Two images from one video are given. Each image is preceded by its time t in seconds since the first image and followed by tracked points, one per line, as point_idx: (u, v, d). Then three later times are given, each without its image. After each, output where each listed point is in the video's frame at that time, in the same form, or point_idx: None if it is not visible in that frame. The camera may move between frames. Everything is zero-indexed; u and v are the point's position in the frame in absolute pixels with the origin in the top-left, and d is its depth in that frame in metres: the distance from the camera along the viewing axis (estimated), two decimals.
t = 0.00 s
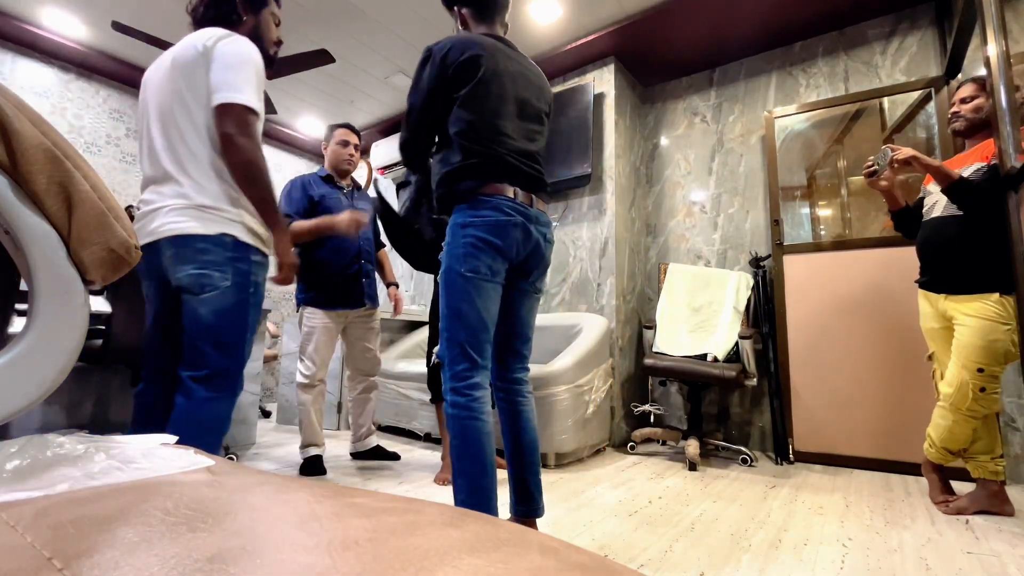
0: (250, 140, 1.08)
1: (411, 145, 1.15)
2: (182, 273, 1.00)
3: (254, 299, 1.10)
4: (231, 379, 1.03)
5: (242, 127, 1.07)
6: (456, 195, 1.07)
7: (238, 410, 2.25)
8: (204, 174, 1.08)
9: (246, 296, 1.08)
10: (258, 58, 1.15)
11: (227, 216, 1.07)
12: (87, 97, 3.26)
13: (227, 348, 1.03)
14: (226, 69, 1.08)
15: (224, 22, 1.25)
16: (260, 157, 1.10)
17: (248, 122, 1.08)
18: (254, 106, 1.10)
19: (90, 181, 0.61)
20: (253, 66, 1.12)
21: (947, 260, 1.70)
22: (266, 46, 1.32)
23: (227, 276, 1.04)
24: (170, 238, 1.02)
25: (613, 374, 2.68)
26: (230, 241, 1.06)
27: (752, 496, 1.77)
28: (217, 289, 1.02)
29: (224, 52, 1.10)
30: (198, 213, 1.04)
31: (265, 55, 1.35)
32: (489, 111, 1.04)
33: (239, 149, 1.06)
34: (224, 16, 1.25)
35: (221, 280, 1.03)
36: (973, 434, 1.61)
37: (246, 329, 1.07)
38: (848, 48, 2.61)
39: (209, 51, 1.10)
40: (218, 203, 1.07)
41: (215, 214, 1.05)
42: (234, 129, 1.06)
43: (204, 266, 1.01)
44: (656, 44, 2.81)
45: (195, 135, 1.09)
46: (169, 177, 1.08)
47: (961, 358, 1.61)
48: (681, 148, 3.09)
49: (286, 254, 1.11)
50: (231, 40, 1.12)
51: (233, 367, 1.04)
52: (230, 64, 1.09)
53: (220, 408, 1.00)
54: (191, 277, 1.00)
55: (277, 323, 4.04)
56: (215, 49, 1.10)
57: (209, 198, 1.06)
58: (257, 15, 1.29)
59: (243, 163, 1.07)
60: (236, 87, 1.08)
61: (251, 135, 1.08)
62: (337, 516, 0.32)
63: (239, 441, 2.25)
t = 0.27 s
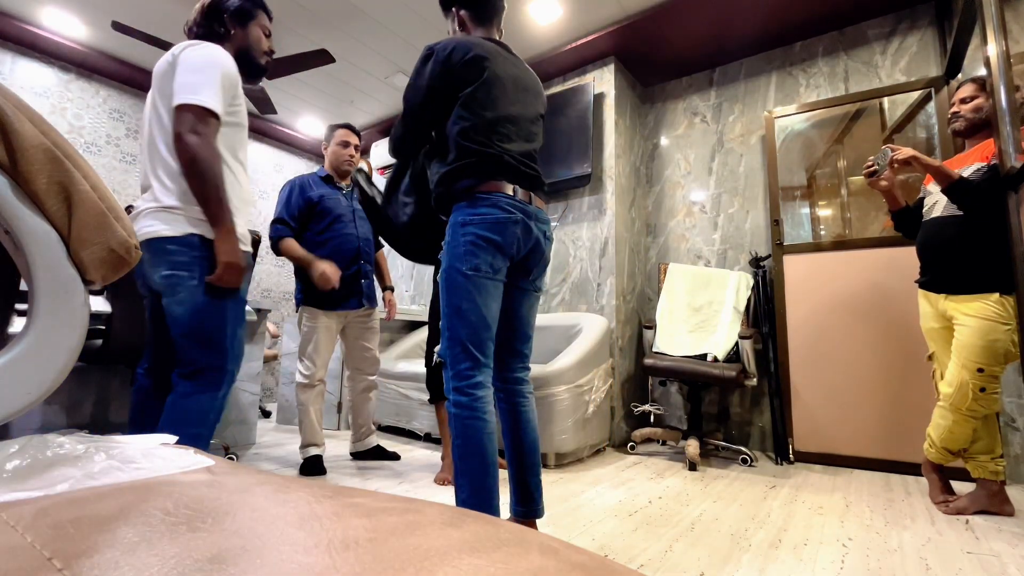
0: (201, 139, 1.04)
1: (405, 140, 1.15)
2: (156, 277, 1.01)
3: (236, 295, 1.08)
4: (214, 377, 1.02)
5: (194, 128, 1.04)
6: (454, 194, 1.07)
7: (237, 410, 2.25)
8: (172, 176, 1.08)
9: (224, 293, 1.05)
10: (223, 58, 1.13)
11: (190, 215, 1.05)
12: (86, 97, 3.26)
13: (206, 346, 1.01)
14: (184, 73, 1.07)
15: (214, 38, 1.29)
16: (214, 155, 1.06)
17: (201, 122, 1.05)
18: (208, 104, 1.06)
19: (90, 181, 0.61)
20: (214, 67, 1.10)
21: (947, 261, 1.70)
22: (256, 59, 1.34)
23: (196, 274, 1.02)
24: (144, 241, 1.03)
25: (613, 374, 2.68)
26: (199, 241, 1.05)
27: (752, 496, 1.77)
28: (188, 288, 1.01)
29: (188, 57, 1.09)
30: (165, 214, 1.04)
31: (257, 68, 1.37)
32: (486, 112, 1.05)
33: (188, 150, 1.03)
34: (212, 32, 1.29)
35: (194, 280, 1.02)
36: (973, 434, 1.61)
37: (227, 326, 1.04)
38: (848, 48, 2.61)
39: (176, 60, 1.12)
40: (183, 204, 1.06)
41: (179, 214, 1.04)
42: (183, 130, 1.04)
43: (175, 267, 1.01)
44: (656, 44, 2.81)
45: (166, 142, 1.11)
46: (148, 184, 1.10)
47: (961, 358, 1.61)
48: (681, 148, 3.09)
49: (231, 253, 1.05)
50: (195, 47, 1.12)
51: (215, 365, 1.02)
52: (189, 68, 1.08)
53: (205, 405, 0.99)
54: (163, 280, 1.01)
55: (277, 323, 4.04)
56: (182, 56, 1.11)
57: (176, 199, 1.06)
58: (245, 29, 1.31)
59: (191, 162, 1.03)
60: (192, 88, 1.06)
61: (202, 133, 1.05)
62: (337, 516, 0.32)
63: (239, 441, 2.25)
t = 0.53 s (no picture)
0: (176, 139, 1.03)
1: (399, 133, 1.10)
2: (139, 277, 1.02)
3: (219, 292, 1.07)
4: (195, 373, 1.01)
5: (170, 128, 1.03)
6: (458, 194, 1.07)
7: (237, 410, 2.25)
8: (155, 178, 1.08)
9: (205, 290, 1.04)
10: (201, 60, 1.12)
11: (173, 214, 1.05)
12: (86, 97, 3.26)
13: (186, 344, 1.01)
14: (161, 77, 1.07)
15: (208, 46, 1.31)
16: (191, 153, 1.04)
17: (176, 121, 1.04)
18: (184, 104, 1.05)
19: (90, 181, 0.61)
20: (191, 68, 1.09)
21: (947, 261, 1.69)
22: (248, 62, 1.33)
23: (175, 272, 1.02)
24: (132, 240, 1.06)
25: (613, 374, 2.68)
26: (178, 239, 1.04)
27: (752, 496, 1.77)
28: (168, 287, 1.01)
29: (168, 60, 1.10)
30: (150, 214, 1.05)
31: (252, 72, 1.35)
32: (492, 115, 1.05)
33: (164, 150, 1.02)
34: (206, 40, 1.31)
35: (174, 278, 1.02)
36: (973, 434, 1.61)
37: (207, 322, 1.03)
38: (848, 48, 2.61)
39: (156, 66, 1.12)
40: (166, 204, 1.06)
41: (162, 214, 1.05)
42: (159, 130, 1.03)
43: (156, 266, 1.02)
44: (656, 45, 2.82)
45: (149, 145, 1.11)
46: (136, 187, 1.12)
47: (961, 358, 1.61)
48: (681, 148, 3.09)
49: (215, 249, 1.04)
50: (174, 52, 1.12)
51: (196, 362, 1.01)
52: (166, 71, 1.08)
53: (184, 402, 0.98)
54: (145, 280, 1.02)
55: (277, 323, 4.04)
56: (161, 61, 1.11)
57: (159, 199, 1.07)
58: (237, 34, 1.31)
59: (167, 162, 1.02)
60: (168, 90, 1.05)
61: (178, 133, 1.04)
62: (337, 516, 0.33)
63: (239, 441, 2.25)
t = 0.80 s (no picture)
0: (176, 140, 1.03)
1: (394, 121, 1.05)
2: (142, 277, 1.02)
3: (219, 292, 1.07)
4: (194, 373, 1.01)
5: (170, 129, 1.03)
6: (458, 195, 1.07)
7: (237, 410, 2.25)
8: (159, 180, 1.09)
9: (205, 290, 1.04)
10: (201, 61, 1.12)
11: (173, 215, 1.05)
12: (86, 97, 3.26)
13: (187, 344, 1.01)
14: (162, 78, 1.07)
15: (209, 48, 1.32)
16: (190, 155, 1.04)
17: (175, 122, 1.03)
18: (186, 106, 1.05)
19: (90, 181, 0.61)
20: (190, 70, 1.09)
21: (947, 261, 1.70)
22: (246, 62, 1.32)
23: (176, 272, 1.02)
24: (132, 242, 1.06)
25: (613, 374, 2.68)
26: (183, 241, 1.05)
27: (752, 496, 1.77)
28: (169, 287, 1.01)
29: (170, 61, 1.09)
30: (151, 216, 1.05)
31: (251, 72, 1.35)
32: (494, 117, 1.06)
33: (164, 152, 1.02)
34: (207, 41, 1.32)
35: (175, 278, 1.02)
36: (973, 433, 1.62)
37: (207, 322, 1.03)
38: (848, 48, 2.61)
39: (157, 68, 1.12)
40: (166, 205, 1.06)
41: (163, 215, 1.05)
42: (159, 132, 1.03)
43: (157, 266, 1.02)
44: (656, 44, 2.82)
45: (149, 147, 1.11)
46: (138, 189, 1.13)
47: (962, 358, 1.61)
48: (681, 148, 3.09)
49: (212, 250, 1.04)
50: (176, 54, 1.12)
51: (195, 362, 1.01)
52: (167, 73, 1.07)
53: (183, 402, 0.98)
54: (147, 280, 1.02)
55: (277, 323, 4.04)
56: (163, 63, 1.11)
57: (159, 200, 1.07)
58: (235, 35, 1.31)
59: (167, 163, 1.02)
60: (168, 92, 1.05)
61: (177, 134, 1.03)
62: (336, 516, 0.33)
63: (239, 441, 2.25)
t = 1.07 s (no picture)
0: (196, 142, 1.04)
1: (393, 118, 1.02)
2: (148, 276, 1.02)
3: (223, 296, 1.07)
4: (195, 377, 1.00)
5: (189, 131, 1.04)
6: (453, 192, 1.06)
7: (237, 410, 2.25)
8: (170, 180, 1.08)
9: (210, 293, 1.04)
10: (217, 61, 1.13)
11: (184, 215, 1.05)
12: (86, 97, 3.26)
13: (190, 346, 1.00)
14: (178, 78, 1.07)
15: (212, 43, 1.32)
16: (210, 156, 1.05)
17: (194, 123, 1.04)
18: (204, 107, 1.06)
19: (90, 182, 0.61)
20: (207, 70, 1.10)
21: (947, 261, 1.69)
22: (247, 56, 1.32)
23: (186, 274, 1.02)
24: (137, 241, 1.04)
25: (613, 374, 2.68)
26: (191, 241, 1.04)
27: (752, 496, 1.77)
28: (178, 288, 1.01)
29: (183, 62, 1.10)
30: (162, 215, 1.05)
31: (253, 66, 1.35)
32: (489, 113, 1.06)
33: (185, 153, 1.03)
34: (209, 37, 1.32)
35: (183, 278, 1.02)
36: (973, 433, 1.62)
37: (213, 323, 1.03)
38: (848, 48, 2.61)
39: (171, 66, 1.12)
40: (180, 204, 1.06)
41: (175, 215, 1.05)
42: (178, 133, 1.03)
43: (165, 267, 1.01)
44: (656, 44, 2.82)
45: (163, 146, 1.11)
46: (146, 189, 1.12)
47: (962, 358, 1.61)
48: (681, 148, 3.09)
49: (236, 252, 1.07)
50: (191, 53, 1.13)
51: (196, 365, 1.01)
52: (184, 72, 1.08)
53: (182, 405, 0.98)
54: (154, 280, 1.01)
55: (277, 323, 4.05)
56: (177, 62, 1.11)
57: (172, 200, 1.06)
58: (236, 29, 1.30)
59: (188, 164, 1.03)
60: (186, 92, 1.06)
61: (198, 135, 1.04)
62: (336, 516, 0.32)
63: (239, 441, 2.25)
